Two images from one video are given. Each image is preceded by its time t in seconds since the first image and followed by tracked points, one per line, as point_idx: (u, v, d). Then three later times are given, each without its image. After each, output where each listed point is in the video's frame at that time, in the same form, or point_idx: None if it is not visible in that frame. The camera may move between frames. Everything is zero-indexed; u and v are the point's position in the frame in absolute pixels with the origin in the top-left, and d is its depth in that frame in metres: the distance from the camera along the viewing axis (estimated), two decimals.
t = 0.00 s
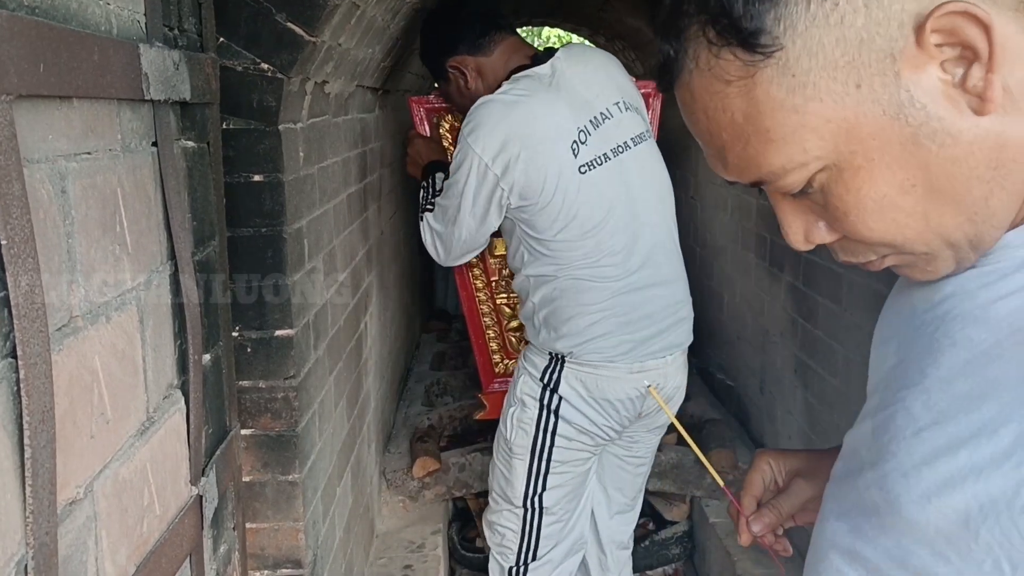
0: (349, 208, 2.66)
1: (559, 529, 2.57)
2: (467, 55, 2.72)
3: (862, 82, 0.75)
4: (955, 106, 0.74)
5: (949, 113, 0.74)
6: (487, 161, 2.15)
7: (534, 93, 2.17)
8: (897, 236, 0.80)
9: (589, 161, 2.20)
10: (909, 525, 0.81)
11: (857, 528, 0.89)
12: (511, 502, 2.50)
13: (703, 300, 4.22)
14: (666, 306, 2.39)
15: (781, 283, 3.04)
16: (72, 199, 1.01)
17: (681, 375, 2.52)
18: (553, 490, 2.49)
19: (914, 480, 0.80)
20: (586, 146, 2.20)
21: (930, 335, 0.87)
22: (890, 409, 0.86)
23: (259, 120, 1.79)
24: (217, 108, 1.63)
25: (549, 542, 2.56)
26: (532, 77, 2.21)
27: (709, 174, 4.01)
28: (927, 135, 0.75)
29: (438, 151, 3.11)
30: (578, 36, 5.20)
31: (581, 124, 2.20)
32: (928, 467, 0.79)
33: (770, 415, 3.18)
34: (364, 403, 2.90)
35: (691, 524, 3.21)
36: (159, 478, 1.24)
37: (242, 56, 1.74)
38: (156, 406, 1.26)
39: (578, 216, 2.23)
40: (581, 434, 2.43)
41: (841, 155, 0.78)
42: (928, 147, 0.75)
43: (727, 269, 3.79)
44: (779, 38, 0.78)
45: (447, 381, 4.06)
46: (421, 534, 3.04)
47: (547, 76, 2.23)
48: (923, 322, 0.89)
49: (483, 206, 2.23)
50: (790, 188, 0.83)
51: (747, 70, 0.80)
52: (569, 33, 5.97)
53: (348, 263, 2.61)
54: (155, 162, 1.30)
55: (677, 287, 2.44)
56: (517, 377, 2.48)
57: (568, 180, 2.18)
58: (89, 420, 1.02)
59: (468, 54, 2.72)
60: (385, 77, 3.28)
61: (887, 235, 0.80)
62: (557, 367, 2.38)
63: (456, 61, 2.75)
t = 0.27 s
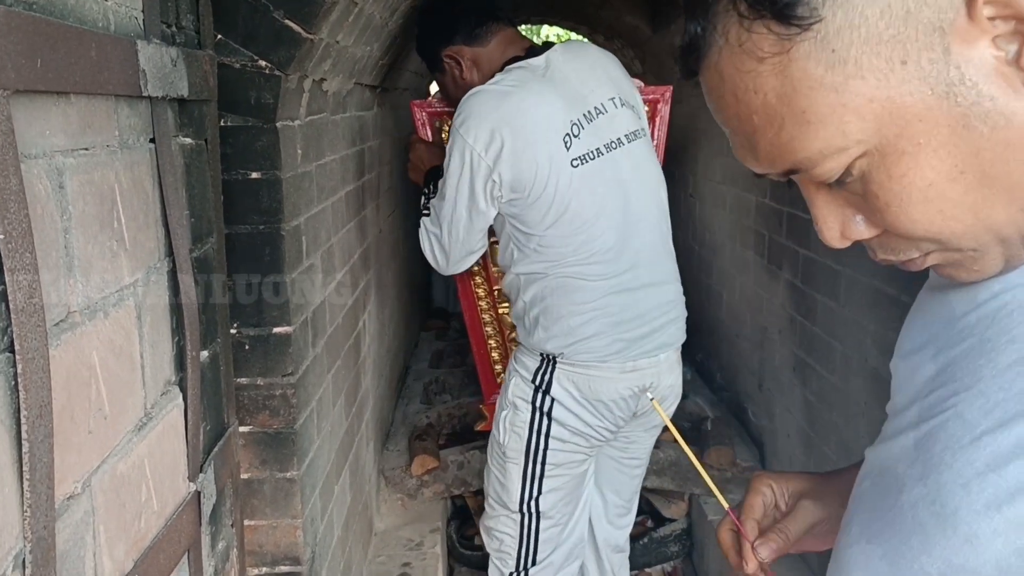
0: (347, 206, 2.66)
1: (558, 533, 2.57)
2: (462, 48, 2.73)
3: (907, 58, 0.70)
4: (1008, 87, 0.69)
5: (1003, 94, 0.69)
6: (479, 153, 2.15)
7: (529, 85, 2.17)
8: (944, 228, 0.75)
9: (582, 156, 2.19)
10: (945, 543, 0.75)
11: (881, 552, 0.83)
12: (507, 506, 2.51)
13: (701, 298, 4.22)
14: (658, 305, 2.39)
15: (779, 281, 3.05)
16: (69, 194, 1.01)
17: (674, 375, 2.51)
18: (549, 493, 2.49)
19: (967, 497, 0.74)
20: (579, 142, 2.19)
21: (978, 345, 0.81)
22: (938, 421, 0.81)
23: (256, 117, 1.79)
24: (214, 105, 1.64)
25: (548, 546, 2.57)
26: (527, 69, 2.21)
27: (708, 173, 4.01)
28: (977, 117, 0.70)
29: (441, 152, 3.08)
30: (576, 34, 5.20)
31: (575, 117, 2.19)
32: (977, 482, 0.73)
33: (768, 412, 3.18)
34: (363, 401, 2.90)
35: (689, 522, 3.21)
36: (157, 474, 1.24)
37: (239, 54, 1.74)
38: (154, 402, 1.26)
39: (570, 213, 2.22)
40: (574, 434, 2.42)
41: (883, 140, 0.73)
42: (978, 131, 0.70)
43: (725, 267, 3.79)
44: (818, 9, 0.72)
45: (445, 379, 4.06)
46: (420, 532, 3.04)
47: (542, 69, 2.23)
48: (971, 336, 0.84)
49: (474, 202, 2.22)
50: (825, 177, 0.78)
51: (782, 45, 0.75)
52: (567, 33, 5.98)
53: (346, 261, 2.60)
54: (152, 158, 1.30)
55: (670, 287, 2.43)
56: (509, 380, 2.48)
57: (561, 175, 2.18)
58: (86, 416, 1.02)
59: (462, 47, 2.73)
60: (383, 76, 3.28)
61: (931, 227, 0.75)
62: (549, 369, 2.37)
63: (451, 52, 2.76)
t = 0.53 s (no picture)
0: (346, 205, 2.65)
1: (557, 540, 2.54)
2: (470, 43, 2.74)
3: (947, 12, 0.73)
4: None
5: None
6: (475, 148, 2.17)
7: (528, 82, 2.17)
8: (971, 191, 0.77)
9: (577, 158, 2.16)
10: (970, 535, 0.78)
11: (911, 544, 0.86)
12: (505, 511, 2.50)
13: (700, 297, 4.22)
14: (657, 317, 2.31)
15: (779, 280, 3.04)
16: (67, 193, 1.01)
17: (676, 391, 2.43)
18: (545, 500, 2.46)
19: (994, 490, 0.77)
20: (573, 143, 2.16)
21: (997, 342, 0.84)
22: (961, 414, 0.85)
23: (254, 115, 1.78)
24: (213, 104, 1.63)
25: (547, 552, 2.54)
26: (529, 66, 2.20)
27: (707, 172, 4.01)
28: (1011, 79, 0.72)
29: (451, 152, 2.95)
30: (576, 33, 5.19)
31: (573, 118, 2.17)
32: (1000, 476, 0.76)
33: (768, 411, 3.18)
34: (362, 401, 2.89)
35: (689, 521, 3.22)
36: (156, 474, 1.24)
37: (238, 52, 1.74)
38: (153, 402, 1.26)
39: (562, 216, 2.19)
40: (568, 442, 2.39)
41: (915, 97, 0.75)
42: (1013, 92, 0.72)
43: (725, 266, 3.79)
44: None
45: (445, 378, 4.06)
46: (419, 531, 3.04)
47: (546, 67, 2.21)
48: (985, 332, 0.87)
49: (470, 198, 2.25)
50: (853, 134, 0.80)
51: None
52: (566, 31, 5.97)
53: (345, 260, 2.60)
54: (150, 157, 1.30)
55: (673, 299, 2.35)
56: (505, 385, 2.47)
57: (554, 176, 2.16)
58: (84, 416, 1.01)
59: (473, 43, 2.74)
60: (382, 75, 3.28)
61: (958, 189, 0.77)
62: (541, 376, 2.35)
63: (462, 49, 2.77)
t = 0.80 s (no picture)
0: (345, 204, 2.66)
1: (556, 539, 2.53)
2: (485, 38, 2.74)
3: None
4: None
5: (1015, 18, 0.68)
6: (477, 145, 2.18)
7: (533, 80, 2.17)
8: (941, 149, 0.75)
9: (577, 160, 2.15)
10: (974, 532, 0.76)
11: (912, 545, 0.84)
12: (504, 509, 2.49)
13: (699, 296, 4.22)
14: (657, 324, 2.27)
15: (778, 279, 3.04)
16: (65, 193, 1.01)
17: (676, 401, 2.39)
18: (542, 501, 2.44)
19: (995, 486, 0.74)
20: (574, 144, 2.15)
21: (1000, 337, 0.82)
22: (959, 413, 0.83)
23: (253, 115, 1.78)
24: (212, 103, 1.63)
25: (546, 550, 2.53)
26: (538, 63, 2.20)
27: (706, 171, 4.01)
28: (987, 42, 0.70)
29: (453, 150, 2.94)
30: (575, 32, 5.20)
31: (577, 119, 2.17)
32: (1000, 471, 0.74)
33: (767, 410, 3.18)
34: (361, 400, 2.89)
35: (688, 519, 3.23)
36: (154, 473, 1.24)
37: (237, 52, 1.73)
38: (151, 401, 1.26)
39: (560, 218, 2.17)
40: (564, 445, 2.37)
41: (893, 47, 0.73)
42: (988, 54, 0.70)
43: (723, 265, 3.79)
44: None
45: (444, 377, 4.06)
46: (418, 531, 3.04)
47: (555, 65, 2.21)
48: (989, 326, 0.85)
49: (472, 194, 2.26)
50: (843, 74, 0.79)
51: None
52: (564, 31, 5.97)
53: (344, 259, 2.60)
54: (148, 156, 1.30)
55: (675, 307, 2.31)
56: (504, 386, 2.46)
57: (553, 177, 2.15)
58: (82, 415, 1.02)
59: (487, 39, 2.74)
60: (382, 74, 3.28)
61: (930, 146, 0.76)
62: (538, 377, 2.34)
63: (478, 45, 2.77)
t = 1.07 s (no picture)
0: (342, 204, 2.66)
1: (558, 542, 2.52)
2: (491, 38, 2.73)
3: None
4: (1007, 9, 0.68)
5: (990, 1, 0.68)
6: (474, 146, 2.19)
7: (532, 82, 2.18)
8: (921, 130, 0.75)
9: (574, 163, 2.15)
10: (953, 531, 0.71)
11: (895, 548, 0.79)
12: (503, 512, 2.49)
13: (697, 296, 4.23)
14: (654, 328, 2.28)
15: (775, 278, 3.04)
16: (59, 197, 1.01)
17: (673, 404, 2.39)
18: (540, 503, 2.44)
19: (970, 481, 0.70)
20: (571, 147, 2.16)
21: (987, 336, 0.78)
22: (942, 414, 0.79)
23: (249, 116, 1.79)
24: (208, 105, 1.63)
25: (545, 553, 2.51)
26: (536, 66, 2.21)
27: (703, 170, 4.02)
28: (959, 25, 0.70)
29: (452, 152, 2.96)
30: (572, 32, 5.20)
31: (574, 121, 2.17)
32: (975, 466, 0.69)
33: (764, 410, 3.18)
34: (359, 401, 2.90)
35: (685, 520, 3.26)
36: (149, 475, 1.24)
37: (233, 54, 1.74)
38: (147, 403, 1.26)
39: (557, 221, 2.17)
40: (561, 448, 2.36)
41: (881, 27, 0.75)
42: (960, 36, 0.70)
43: (720, 265, 3.80)
44: None
45: (442, 377, 4.06)
46: (416, 530, 3.04)
47: (554, 67, 2.22)
48: (984, 324, 0.81)
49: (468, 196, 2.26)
50: (843, 54, 0.81)
51: None
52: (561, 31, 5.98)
53: (341, 260, 2.61)
54: (144, 159, 1.30)
55: (672, 310, 2.31)
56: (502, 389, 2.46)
57: (549, 180, 2.15)
58: (77, 418, 1.02)
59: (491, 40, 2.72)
60: (379, 75, 3.28)
61: (911, 125, 0.76)
62: (535, 381, 2.34)
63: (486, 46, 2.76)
